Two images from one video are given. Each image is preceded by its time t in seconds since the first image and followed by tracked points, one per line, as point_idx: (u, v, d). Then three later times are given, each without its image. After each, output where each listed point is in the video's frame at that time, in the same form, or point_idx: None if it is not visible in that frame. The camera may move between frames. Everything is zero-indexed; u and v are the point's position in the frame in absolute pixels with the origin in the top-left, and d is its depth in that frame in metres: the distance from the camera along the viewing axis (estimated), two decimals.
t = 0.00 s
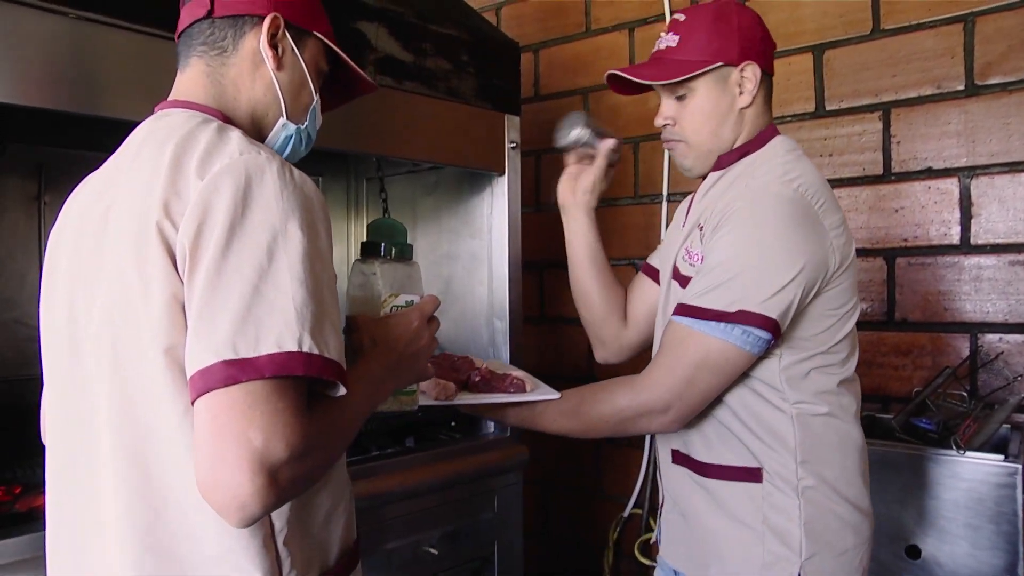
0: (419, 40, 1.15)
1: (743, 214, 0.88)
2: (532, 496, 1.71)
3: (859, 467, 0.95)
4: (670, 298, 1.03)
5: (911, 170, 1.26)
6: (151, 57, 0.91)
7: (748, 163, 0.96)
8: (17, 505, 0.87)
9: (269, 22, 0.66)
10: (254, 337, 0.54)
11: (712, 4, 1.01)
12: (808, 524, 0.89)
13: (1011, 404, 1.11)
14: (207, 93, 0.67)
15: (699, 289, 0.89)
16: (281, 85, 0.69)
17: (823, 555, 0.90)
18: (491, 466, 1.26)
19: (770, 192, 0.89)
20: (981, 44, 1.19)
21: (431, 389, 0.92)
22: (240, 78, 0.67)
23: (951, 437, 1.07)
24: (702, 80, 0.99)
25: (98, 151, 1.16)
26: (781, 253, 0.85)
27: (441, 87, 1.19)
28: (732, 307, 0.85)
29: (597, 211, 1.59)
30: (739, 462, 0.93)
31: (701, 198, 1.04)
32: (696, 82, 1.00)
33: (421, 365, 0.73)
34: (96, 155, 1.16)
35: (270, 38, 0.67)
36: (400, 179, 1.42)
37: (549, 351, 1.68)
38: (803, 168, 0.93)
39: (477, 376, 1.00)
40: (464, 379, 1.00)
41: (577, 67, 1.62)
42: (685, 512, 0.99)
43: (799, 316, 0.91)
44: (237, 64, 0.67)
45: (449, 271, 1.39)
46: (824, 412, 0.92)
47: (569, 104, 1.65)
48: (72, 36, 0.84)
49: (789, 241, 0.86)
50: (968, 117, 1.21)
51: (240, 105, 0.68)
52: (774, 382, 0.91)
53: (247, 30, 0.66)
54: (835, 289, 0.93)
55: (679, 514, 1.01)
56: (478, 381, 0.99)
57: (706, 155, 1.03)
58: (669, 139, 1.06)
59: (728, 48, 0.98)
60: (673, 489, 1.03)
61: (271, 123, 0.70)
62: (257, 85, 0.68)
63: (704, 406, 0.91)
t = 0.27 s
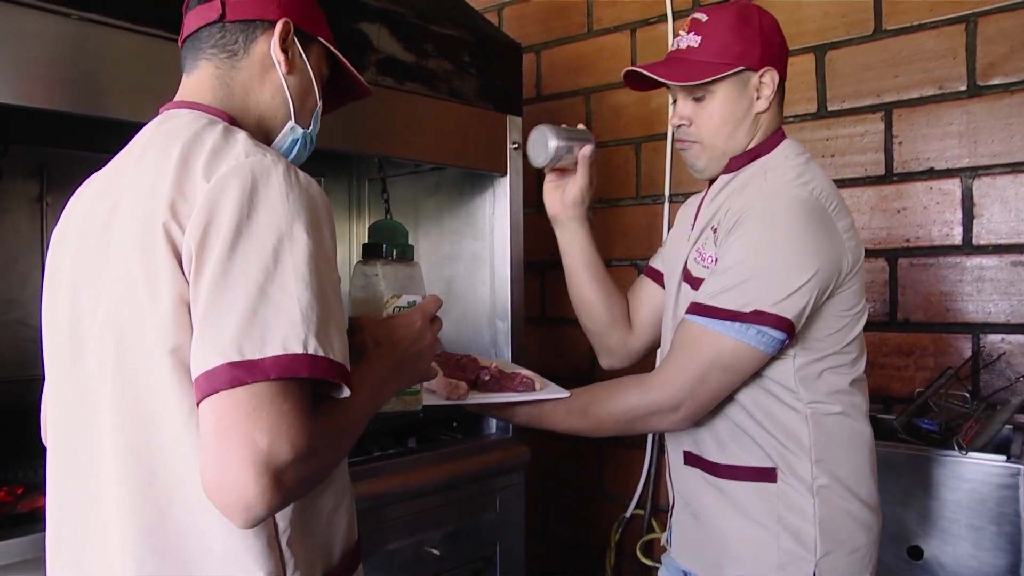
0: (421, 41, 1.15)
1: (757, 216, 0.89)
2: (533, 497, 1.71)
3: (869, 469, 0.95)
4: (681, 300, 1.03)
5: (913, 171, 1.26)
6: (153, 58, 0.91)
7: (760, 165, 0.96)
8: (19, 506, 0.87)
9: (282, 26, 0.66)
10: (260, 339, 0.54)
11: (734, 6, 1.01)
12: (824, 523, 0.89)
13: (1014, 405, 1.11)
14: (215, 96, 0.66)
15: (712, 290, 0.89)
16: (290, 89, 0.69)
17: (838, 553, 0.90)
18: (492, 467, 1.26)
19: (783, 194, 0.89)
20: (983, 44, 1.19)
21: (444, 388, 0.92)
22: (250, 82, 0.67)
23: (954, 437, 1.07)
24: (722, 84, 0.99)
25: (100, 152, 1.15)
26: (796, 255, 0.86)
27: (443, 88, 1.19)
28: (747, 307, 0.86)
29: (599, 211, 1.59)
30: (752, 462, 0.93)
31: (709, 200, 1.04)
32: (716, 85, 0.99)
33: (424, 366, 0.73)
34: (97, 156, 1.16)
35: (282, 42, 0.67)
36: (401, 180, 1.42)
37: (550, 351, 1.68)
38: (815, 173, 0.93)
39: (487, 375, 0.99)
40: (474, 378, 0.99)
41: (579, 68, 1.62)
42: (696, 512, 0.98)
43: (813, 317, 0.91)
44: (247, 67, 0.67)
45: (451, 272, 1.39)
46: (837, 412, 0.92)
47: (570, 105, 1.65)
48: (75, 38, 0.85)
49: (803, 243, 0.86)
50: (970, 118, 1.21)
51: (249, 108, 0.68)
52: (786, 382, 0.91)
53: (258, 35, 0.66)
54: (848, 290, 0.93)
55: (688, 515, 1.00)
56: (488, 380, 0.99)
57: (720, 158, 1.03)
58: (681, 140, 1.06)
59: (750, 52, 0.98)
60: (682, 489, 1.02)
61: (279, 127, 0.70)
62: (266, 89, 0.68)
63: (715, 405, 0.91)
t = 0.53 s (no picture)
0: (421, 41, 1.15)
1: (763, 216, 0.89)
2: (533, 497, 1.71)
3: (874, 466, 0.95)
4: (685, 303, 1.03)
5: (913, 171, 1.26)
6: (154, 58, 0.91)
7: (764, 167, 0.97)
8: (19, 506, 0.87)
9: (270, 29, 0.66)
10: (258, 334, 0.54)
11: (739, 11, 1.01)
12: (831, 522, 0.89)
13: (1014, 405, 1.11)
14: (208, 99, 0.67)
15: (719, 293, 0.89)
16: (283, 92, 0.69)
17: (846, 550, 0.90)
18: (493, 467, 1.26)
19: (787, 195, 0.89)
20: (983, 45, 1.19)
21: (452, 388, 0.93)
22: (242, 85, 0.67)
23: (954, 438, 1.07)
24: (727, 88, 0.99)
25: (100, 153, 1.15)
26: (802, 255, 0.86)
27: (443, 88, 1.19)
28: (754, 308, 0.86)
29: (599, 212, 1.59)
30: (759, 462, 0.93)
31: (713, 203, 1.04)
32: (720, 88, 0.99)
33: (423, 362, 0.73)
34: (98, 156, 1.16)
35: (271, 45, 0.67)
36: (401, 180, 1.42)
37: (550, 351, 1.68)
38: (817, 174, 0.93)
39: (494, 377, 1.01)
40: (481, 380, 1.01)
41: (579, 68, 1.62)
42: (703, 513, 0.98)
43: (818, 317, 0.91)
44: (239, 70, 0.67)
45: (451, 272, 1.39)
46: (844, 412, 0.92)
47: (570, 105, 1.65)
48: (76, 38, 0.85)
49: (809, 243, 0.86)
50: (970, 118, 1.21)
51: (242, 111, 0.68)
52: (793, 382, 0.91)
53: (247, 37, 0.66)
54: (852, 290, 0.93)
55: (696, 516, 1.00)
56: (495, 381, 1.00)
57: (721, 160, 1.02)
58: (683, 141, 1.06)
59: (754, 57, 0.98)
60: (689, 490, 1.02)
61: (275, 130, 0.70)
62: (258, 92, 0.68)
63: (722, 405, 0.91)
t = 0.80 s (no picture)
0: (421, 41, 1.15)
1: (760, 218, 0.89)
2: (533, 497, 1.71)
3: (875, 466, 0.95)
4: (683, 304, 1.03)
5: (913, 171, 1.26)
6: (154, 59, 0.91)
7: (760, 169, 0.97)
8: (19, 506, 0.88)
9: (263, 28, 0.66)
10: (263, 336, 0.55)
11: (735, 15, 1.00)
12: (831, 522, 0.89)
13: (1014, 405, 1.11)
14: (205, 99, 0.67)
15: (716, 294, 0.89)
16: (277, 90, 0.69)
17: (846, 551, 0.90)
18: (493, 467, 1.26)
19: (784, 196, 0.89)
20: (983, 45, 1.19)
21: (455, 391, 0.93)
22: (237, 85, 0.67)
23: (954, 438, 1.07)
24: (715, 91, 0.99)
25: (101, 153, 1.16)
26: (799, 256, 0.86)
27: (443, 88, 1.19)
28: (752, 309, 0.86)
29: (599, 212, 1.59)
30: (760, 463, 0.93)
31: (710, 206, 1.04)
32: (708, 92, 0.99)
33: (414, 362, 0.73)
34: (98, 157, 1.16)
35: (265, 44, 0.67)
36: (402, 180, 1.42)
37: (550, 351, 1.68)
38: (813, 175, 0.94)
39: (495, 378, 1.00)
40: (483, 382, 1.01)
41: (579, 68, 1.62)
42: (705, 513, 0.98)
43: (816, 318, 0.91)
44: (233, 70, 0.67)
45: (451, 272, 1.39)
46: (843, 412, 0.92)
47: (570, 105, 1.65)
48: (76, 39, 0.85)
49: (806, 244, 0.86)
50: (970, 118, 1.21)
51: (238, 110, 0.68)
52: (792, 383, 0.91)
53: (241, 36, 0.66)
54: (850, 290, 0.93)
55: (699, 516, 1.00)
56: (496, 382, 1.00)
57: (712, 163, 1.03)
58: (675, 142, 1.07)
59: (743, 62, 0.97)
60: (691, 491, 1.02)
61: (270, 128, 0.70)
62: (253, 91, 0.68)
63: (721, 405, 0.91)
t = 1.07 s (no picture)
0: (421, 45, 1.15)
1: (753, 221, 0.89)
2: (534, 500, 1.71)
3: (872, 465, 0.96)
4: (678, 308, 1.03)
5: (913, 174, 1.26)
6: (155, 62, 0.91)
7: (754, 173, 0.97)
8: (19, 510, 0.87)
9: (254, 40, 0.66)
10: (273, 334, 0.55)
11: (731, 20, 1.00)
12: (825, 524, 0.89)
13: (1015, 408, 1.11)
14: (201, 109, 0.67)
15: (708, 298, 0.89)
16: (270, 100, 0.69)
17: (843, 553, 0.90)
18: (493, 470, 1.25)
19: (775, 199, 0.89)
20: (982, 47, 1.19)
21: (450, 387, 0.94)
22: (232, 96, 0.67)
23: (955, 441, 1.07)
24: (709, 96, 0.99)
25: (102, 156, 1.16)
26: (791, 259, 0.86)
27: (443, 92, 1.19)
28: (744, 312, 0.86)
29: (599, 216, 1.60)
30: (754, 464, 0.93)
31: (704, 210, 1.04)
32: (702, 96, 1.00)
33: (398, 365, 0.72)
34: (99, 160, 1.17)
35: (257, 55, 0.67)
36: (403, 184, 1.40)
37: (550, 355, 1.68)
38: (806, 178, 0.94)
39: (493, 377, 1.01)
40: (482, 381, 1.02)
41: (579, 72, 1.63)
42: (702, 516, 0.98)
43: (809, 320, 0.91)
44: (228, 82, 0.67)
45: (452, 276, 1.39)
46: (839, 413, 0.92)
47: (570, 109, 1.65)
48: (78, 43, 0.85)
49: (798, 247, 0.86)
50: (970, 121, 1.21)
51: (233, 119, 0.68)
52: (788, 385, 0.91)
53: (235, 48, 0.66)
54: (843, 293, 0.93)
55: (696, 520, 1.00)
56: (494, 381, 1.01)
57: (706, 168, 1.03)
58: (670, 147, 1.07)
59: (737, 67, 0.97)
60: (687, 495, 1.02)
61: (263, 137, 0.70)
62: (248, 102, 0.68)
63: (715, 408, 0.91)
